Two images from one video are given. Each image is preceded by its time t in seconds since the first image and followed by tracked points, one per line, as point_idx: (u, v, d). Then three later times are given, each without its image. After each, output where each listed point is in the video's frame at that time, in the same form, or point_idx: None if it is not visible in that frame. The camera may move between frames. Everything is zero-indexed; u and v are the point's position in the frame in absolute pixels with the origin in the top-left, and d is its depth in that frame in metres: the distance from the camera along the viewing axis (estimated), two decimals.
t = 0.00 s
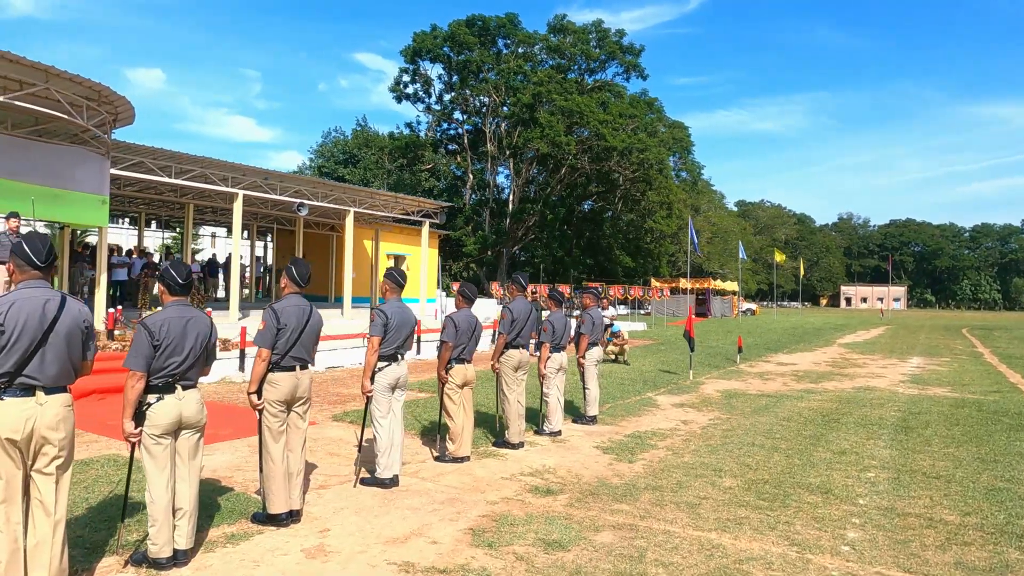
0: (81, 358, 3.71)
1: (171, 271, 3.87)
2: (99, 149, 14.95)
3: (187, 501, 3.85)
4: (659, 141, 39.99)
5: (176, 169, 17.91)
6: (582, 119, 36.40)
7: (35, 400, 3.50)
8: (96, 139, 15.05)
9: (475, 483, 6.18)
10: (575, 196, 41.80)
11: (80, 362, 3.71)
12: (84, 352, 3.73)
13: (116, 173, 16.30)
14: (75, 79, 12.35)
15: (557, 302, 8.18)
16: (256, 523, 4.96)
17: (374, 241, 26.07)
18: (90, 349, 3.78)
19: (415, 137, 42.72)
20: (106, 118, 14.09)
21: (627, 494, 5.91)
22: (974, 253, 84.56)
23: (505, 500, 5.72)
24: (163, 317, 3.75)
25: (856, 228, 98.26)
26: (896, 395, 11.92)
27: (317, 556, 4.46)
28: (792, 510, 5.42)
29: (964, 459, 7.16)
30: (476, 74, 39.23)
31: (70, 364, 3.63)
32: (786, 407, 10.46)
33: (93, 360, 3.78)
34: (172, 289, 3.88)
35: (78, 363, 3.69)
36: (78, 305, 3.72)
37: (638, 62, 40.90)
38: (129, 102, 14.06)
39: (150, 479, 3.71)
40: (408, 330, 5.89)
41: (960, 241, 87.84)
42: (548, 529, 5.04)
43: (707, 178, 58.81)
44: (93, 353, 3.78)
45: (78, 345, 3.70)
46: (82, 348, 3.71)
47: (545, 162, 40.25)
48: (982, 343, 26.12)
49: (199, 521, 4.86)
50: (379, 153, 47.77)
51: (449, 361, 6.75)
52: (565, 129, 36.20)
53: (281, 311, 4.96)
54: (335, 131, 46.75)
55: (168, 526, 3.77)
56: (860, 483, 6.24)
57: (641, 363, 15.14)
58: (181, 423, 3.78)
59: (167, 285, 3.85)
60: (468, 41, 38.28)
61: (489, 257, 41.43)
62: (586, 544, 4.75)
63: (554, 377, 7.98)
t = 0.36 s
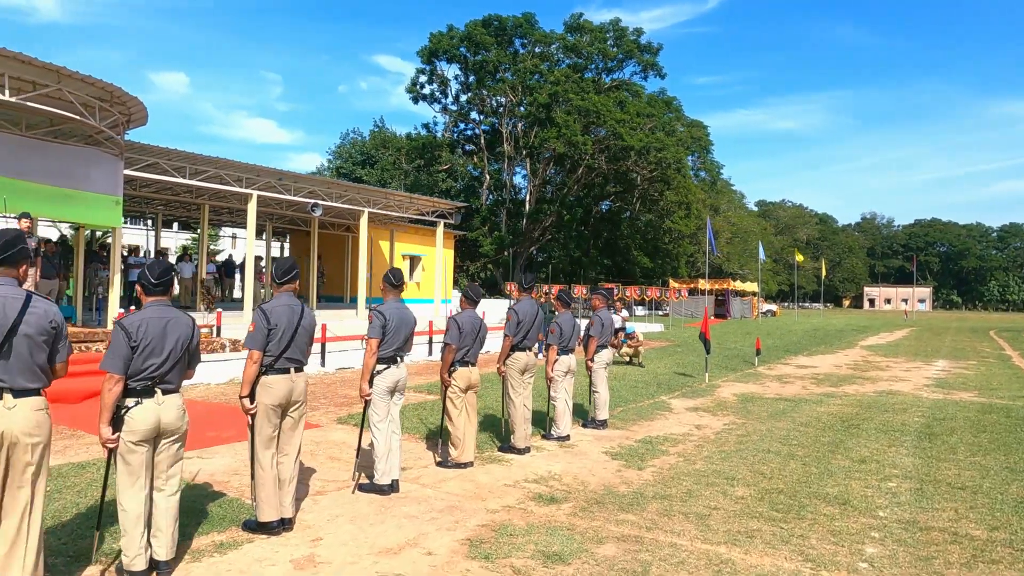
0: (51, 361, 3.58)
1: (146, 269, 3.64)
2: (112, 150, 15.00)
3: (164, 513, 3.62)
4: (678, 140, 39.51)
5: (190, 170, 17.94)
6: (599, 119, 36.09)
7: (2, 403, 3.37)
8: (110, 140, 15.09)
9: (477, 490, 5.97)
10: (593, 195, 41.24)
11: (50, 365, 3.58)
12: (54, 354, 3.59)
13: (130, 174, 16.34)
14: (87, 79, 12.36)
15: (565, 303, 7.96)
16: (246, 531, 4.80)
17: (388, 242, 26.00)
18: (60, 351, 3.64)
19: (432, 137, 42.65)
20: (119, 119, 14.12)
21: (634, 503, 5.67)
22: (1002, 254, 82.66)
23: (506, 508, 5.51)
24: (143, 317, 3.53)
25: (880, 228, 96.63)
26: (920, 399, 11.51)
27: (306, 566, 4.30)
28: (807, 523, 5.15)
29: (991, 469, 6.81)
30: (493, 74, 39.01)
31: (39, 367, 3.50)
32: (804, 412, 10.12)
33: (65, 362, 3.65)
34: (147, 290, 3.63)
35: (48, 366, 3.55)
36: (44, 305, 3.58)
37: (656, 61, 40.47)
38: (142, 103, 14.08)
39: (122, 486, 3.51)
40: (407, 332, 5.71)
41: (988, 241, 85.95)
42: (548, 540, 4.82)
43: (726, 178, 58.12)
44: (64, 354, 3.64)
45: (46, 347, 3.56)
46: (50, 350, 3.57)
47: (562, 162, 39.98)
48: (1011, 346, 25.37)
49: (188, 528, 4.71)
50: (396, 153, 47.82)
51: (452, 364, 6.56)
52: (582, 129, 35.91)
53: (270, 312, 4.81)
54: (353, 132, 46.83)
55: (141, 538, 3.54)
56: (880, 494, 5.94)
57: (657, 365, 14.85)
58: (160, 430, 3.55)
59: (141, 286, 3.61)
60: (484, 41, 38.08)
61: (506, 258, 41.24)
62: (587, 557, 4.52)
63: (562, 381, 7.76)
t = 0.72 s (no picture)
0: (19, 362, 3.49)
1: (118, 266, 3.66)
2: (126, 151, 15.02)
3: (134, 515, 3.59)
4: (696, 138, 39.01)
5: (204, 170, 17.97)
6: (616, 117, 35.71)
7: None
8: (123, 141, 15.12)
9: (476, 495, 5.80)
10: (610, 195, 41.02)
11: (19, 367, 3.49)
12: (23, 355, 3.51)
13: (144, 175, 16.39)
14: (98, 80, 12.36)
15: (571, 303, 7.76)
16: (235, 537, 4.65)
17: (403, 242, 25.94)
18: (30, 351, 3.56)
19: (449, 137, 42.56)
20: (132, 120, 14.13)
21: (637, 511, 5.45)
22: None
23: (504, 514, 5.32)
24: (110, 316, 3.55)
25: (905, 227, 94.92)
26: (944, 402, 11.12)
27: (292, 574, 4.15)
28: (819, 533, 4.90)
29: (1017, 477, 6.49)
30: (510, 73, 38.80)
31: (7, 368, 3.41)
32: (822, 415, 9.80)
33: (35, 363, 3.56)
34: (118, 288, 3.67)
35: (16, 368, 3.47)
36: (11, 304, 3.48)
37: (673, 59, 40.01)
38: (154, 104, 14.07)
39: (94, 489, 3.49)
40: (403, 333, 5.55)
41: (1017, 240, 83.95)
42: (546, 549, 4.62)
43: (746, 177, 57.38)
44: (34, 355, 3.56)
45: (15, 348, 3.48)
46: (18, 351, 3.48)
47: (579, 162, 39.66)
48: None
49: (175, 532, 4.60)
50: (413, 154, 47.82)
51: (453, 365, 6.37)
52: (598, 128, 35.59)
53: (257, 311, 4.67)
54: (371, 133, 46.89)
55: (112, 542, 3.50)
56: (899, 503, 5.67)
57: (671, 366, 14.56)
58: (132, 431, 3.53)
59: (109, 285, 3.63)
60: (501, 41, 37.88)
61: (522, 258, 41.03)
62: (585, 568, 4.32)
63: (567, 383, 7.58)
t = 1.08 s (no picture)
0: None
1: (103, 267, 3.74)
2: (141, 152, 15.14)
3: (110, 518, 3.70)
4: (715, 136, 38.54)
5: (219, 171, 18.07)
6: (633, 116, 35.35)
7: None
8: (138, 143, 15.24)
9: (475, 497, 5.69)
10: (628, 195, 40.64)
11: None
12: None
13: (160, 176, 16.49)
14: (112, 82, 12.45)
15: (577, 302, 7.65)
16: (226, 538, 4.60)
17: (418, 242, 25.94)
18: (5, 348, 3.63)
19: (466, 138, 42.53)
20: (145, 121, 14.25)
21: (638, 515, 5.31)
22: None
23: (501, 518, 5.21)
24: (91, 316, 3.60)
25: (931, 226, 93.11)
26: (966, 405, 10.78)
27: None
28: (826, 540, 4.72)
29: None
30: (527, 72, 38.65)
31: None
32: (838, 417, 9.55)
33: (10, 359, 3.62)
34: (108, 286, 3.75)
35: None
36: None
37: (692, 57, 39.59)
38: (168, 105, 14.16)
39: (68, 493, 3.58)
40: (397, 332, 5.49)
41: None
42: (540, 554, 4.50)
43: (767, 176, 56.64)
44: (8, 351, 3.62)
45: None
46: None
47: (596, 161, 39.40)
48: None
49: (165, 533, 4.57)
50: (431, 154, 47.84)
51: (455, 366, 6.26)
52: (615, 127, 35.31)
53: (248, 310, 4.61)
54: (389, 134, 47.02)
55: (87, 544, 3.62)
56: (913, 509, 5.45)
57: (686, 367, 14.34)
58: (110, 433, 3.62)
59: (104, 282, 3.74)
60: (517, 40, 37.73)
61: (540, 258, 40.86)
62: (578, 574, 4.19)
63: (572, 383, 7.47)
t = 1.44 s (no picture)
0: None
1: (105, 269, 3.80)
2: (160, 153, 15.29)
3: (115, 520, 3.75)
4: (734, 134, 38.16)
5: (238, 172, 18.20)
6: (651, 115, 35.07)
7: None
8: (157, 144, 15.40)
9: (484, 499, 5.65)
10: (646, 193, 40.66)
11: None
12: None
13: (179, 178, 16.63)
14: (131, 85, 12.58)
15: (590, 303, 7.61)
16: (233, 538, 4.60)
17: (435, 242, 26.00)
18: None
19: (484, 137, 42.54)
20: (165, 123, 14.39)
21: (650, 518, 5.23)
22: None
23: (510, 520, 5.16)
24: (93, 318, 3.67)
25: (957, 224, 91.42)
26: (990, 408, 10.55)
27: None
28: (841, 547, 4.62)
29: None
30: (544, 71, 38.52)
31: None
32: (857, 420, 9.38)
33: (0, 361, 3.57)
34: (107, 288, 3.81)
35: None
36: None
37: (711, 54, 39.22)
38: (186, 107, 14.27)
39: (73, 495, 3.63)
40: (407, 333, 5.46)
41: None
42: (548, 558, 4.45)
43: (788, 175, 55.97)
44: None
45: None
46: None
47: (614, 160, 39.20)
48: None
49: (174, 532, 4.59)
50: (449, 154, 47.90)
51: (464, 368, 6.23)
52: (633, 126, 35.09)
53: (254, 311, 4.62)
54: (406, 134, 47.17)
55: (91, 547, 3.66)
56: (931, 515, 5.33)
57: (703, 368, 14.19)
58: (114, 434, 3.69)
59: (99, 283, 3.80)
60: (535, 39, 37.63)
61: (557, 258, 40.76)
62: None
63: (584, 384, 7.42)
